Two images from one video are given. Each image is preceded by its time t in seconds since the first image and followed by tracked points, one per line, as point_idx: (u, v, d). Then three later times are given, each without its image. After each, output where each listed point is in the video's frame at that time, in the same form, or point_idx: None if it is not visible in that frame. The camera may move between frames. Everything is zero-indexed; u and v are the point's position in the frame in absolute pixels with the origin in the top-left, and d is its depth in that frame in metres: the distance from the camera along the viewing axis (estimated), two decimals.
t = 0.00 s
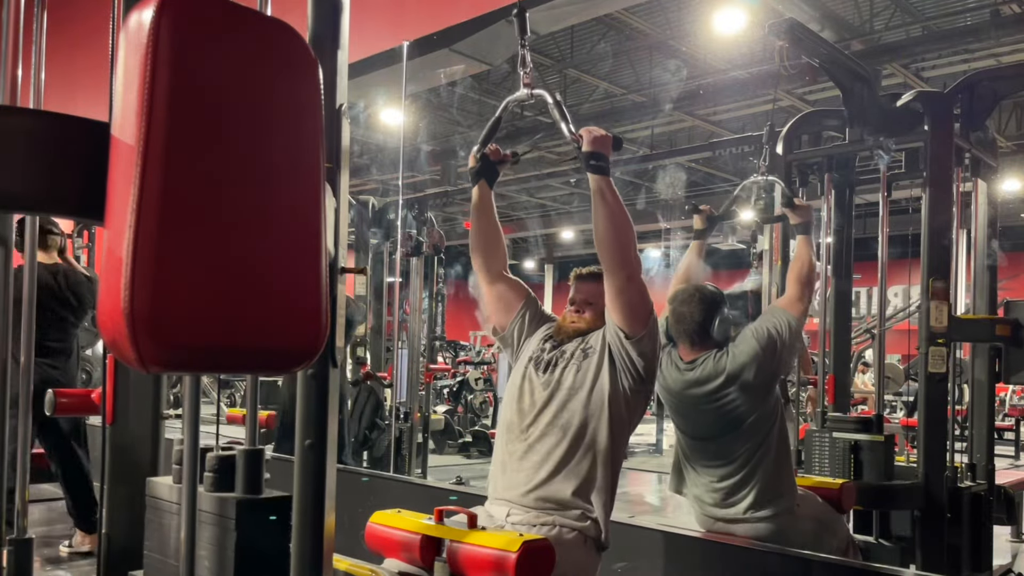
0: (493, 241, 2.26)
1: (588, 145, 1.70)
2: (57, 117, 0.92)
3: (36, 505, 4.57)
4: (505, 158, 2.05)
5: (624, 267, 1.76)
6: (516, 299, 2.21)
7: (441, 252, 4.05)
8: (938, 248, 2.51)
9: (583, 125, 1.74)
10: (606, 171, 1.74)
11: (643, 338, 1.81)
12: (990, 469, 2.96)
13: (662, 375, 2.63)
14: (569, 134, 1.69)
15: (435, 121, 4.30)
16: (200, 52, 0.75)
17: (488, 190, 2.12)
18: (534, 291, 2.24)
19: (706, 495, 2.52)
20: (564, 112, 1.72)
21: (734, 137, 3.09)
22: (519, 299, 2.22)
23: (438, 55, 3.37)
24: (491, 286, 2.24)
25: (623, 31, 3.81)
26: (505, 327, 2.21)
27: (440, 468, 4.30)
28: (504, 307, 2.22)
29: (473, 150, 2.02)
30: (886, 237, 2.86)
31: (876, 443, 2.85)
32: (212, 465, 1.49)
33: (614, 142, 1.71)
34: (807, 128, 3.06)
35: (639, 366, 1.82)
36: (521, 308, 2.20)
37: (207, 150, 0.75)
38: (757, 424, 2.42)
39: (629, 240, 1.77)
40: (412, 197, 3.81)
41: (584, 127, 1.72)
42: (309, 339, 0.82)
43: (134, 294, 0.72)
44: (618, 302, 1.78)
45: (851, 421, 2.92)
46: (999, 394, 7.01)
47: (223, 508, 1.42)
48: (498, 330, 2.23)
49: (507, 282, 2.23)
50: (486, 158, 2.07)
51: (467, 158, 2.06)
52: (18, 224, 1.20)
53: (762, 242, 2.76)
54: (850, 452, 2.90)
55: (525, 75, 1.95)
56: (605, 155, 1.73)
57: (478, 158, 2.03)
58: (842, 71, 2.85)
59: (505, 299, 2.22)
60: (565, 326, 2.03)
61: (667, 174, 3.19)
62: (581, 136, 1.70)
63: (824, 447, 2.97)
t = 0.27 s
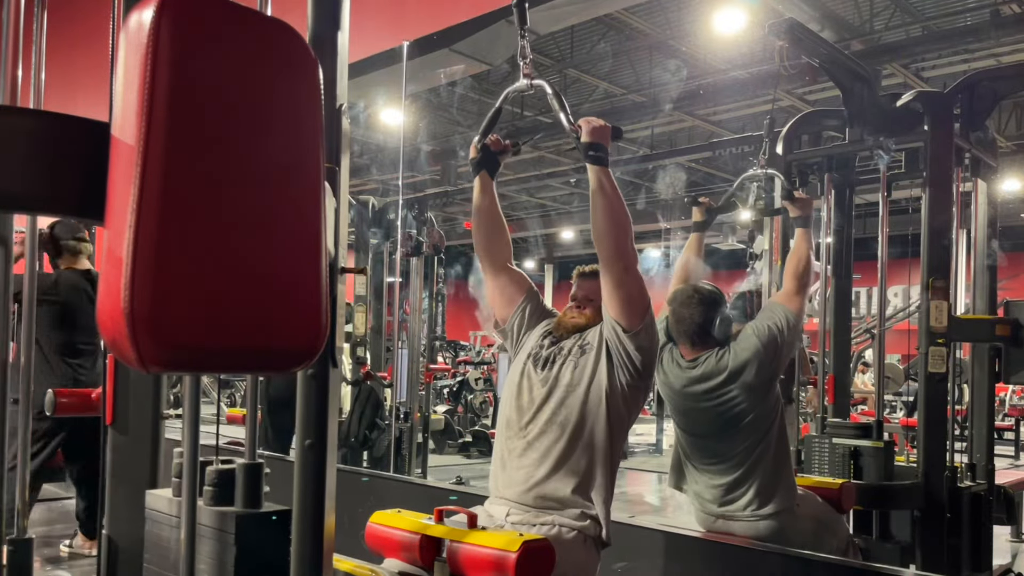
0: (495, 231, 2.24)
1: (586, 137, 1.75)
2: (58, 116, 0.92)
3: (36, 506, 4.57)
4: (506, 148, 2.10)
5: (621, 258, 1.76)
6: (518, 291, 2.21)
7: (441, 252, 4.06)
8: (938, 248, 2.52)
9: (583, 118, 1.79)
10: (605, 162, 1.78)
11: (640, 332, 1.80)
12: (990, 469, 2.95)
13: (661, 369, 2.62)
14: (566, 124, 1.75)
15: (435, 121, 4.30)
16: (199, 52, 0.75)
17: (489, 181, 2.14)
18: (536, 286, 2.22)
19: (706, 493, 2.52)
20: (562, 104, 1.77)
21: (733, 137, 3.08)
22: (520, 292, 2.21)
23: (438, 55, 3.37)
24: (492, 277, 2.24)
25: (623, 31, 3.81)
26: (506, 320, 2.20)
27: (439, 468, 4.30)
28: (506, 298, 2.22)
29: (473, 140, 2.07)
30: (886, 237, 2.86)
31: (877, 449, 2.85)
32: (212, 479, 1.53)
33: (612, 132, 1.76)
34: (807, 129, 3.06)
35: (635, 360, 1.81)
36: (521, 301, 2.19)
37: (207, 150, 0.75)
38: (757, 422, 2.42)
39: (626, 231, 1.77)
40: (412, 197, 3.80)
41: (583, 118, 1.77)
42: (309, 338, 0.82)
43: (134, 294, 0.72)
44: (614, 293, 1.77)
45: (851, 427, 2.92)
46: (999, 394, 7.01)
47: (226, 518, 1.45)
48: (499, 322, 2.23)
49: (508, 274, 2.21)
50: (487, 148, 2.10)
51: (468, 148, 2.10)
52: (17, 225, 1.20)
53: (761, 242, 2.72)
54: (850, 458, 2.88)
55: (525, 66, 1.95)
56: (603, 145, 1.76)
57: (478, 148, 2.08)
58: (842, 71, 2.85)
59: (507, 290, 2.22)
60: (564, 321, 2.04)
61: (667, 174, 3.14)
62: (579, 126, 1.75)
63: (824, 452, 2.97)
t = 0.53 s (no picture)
0: (501, 228, 2.22)
1: (587, 127, 1.75)
2: (58, 116, 0.92)
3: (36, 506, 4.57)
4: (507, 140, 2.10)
5: (619, 251, 1.76)
6: (522, 288, 2.20)
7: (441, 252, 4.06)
8: (938, 248, 2.52)
9: (581, 108, 1.79)
10: (605, 154, 1.79)
11: (639, 326, 1.81)
12: (990, 469, 2.95)
13: (663, 366, 2.63)
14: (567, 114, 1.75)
15: (434, 121, 4.00)
16: (199, 54, 0.75)
17: (491, 174, 2.13)
18: (540, 282, 2.22)
19: (705, 491, 2.52)
20: (562, 94, 1.77)
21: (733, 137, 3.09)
22: (523, 288, 2.20)
23: (438, 55, 3.37)
24: (495, 271, 2.23)
25: (623, 31, 3.81)
26: (509, 316, 2.21)
27: (439, 468, 4.30)
28: (509, 293, 2.21)
29: (474, 132, 2.06)
30: (886, 237, 2.87)
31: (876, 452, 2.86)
32: (211, 490, 1.52)
33: (611, 124, 1.76)
34: (807, 129, 3.07)
35: (633, 353, 1.82)
36: (525, 297, 2.19)
37: (207, 150, 0.75)
38: (758, 420, 2.44)
39: (624, 223, 1.79)
40: (411, 197, 3.81)
41: (583, 109, 1.77)
42: (309, 339, 0.82)
43: (135, 295, 0.72)
44: (612, 286, 1.78)
45: (849, 432, 2.98)
46: (999, 394, 7.00)
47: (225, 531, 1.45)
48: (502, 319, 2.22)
49: (514, 270, 2.19)
50: (488, 140, 2.10)
51: (469, 142, 2.09)
52: (18, 225, 1.20)
53: (761, 242, 2.75)
54: (850, 462, 2.91)
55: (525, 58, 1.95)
56: (603, 137, 1.77)
57: (480, 141, 2.07)
58: (842, 71, 2.86)
59: (510, 286, 2.21)
60: (565, 318, 2.04)
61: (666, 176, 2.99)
62: (579, 118, 1.75)
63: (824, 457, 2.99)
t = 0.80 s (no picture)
0: (503, 227, 2.24)
1: (586, 122, 1.80)
2: (57, 117, 0.92)
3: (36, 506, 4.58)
4: (506, 135, 2.15)
5: (615, 246, 1.78)
6: (521, 286, 2.18)
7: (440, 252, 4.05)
8: (938, 247, 2.52)
9: (581, 103, 1.84)
10: (604, 148, 1.82)
11: (635, 322, 1.82)
12: (990, 469, 2.95)
13: (664, 366, 2.62)
14: (566, 108, 1.79)
15: (435, 121, 3.78)
16: (199, 54, 0.75)
17: (492, 169, 2.19)
18: (540, 282, 2.20)
19: (705, 490, 2.51)
20: (562, 88, 1.82)
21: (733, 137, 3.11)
22: (523, 286, 2.18)
23: (438, 55, 3.38)
24: (496, 267, 2.22)
25: (623, 31, 3.83)
26: (508, 313, 2.19)
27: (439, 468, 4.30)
28: (509, 290, 2.19)
29: (475, 127, 2.11)
30: (886, 237, 2.92)
31: (876, 456, 2.90)
32: (211, 499, 1.52)
33: (611, 118, 1.81)
34: (807, 129, 3.07)
35: (629, 350, 1.83)
36: (523, 295, 2.17)
37: (208, 149, 0.75)
38: (759, 418, 2.41)
39: (621, 219, 1.81)
40: (412, 197, 3.79)
41: (583, 105, 1.81)
42: (309, 339, 0.82)
43: (135, 295, 0.72)
44: (608, 279, 1.78)
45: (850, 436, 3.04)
46: (999, 393, 6.99)
47: (225, 541, 1.45)
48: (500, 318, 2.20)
49: (514, 267, 2.18)
50: (487, 134, 2.16)
51: (469, 136, 2.15)
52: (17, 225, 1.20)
53: (762, 241, 2.77)
54: (850, 465, 2.96)
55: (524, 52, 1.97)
56: (603, 132, 1.80)
57: (480, 134, 2.12)
58: (842, 71, 2.86)
59: (510, 284, 2.19)
60: (563, 316, 2.04)
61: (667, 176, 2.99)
62: (578, 111, 1.80)
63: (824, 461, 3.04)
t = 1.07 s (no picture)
0: (506, 224, 2.24)
1: (586, 117, 1.81)
2: (57, 117, 0.92)
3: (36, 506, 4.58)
4: (505, 131, 2.15)
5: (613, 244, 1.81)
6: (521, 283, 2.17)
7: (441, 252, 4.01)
8: (938, 247, 2.53)
9: (581, 98, 1.84)
10: (604, 144, 1.82)
11: (632, 319, 1.83)
12: (990, 469, 2.95)
13: (667, 366, 2.61)
14: (566, 104, 1.81)
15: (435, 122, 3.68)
16: (199, 54, 0.75)
17: (493, 166, 2.18)
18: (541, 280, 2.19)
19: (705, 489, 2.50)
20: (561, 83, 1.83)
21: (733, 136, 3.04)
22: (523, 284, 2.18)
23: (438, 55, 3.39)
24: (498, 264, 2.22)
25: (623, 31, 3.72)
26: (509, 312, 2.17)
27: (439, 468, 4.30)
28: (509, 287, 2.18)
29: (474, 124, 2.12)
30: (886, 237, 2.95)
31: (875, 459, 2.93)
32: (211, 506, 1.53)
33: (611, 113, 1.81)
34: (807, 128, 3.07)
35: (626, 348, 1.84)
36: (522, 293, 2.16)
37: (208, 149, 0.75)
38: (759, 417, 2.41)
39: (620, 217, 1.83)
40: (411, 197, 3.79)
41: (583, 100, 1.82)
42: (309, 339, 0.82)
43: (135, 295, 0.72)
44: (607, 277, 1.81)
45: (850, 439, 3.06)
46: (999, 394, 6.97)
47: (225, 547, 1.46)
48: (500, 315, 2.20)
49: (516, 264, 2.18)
50: (488, 131, 2.16)
51: (469, 132, 2.16)
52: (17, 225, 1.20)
53: (762, 241, 2.74)
54: (849, 467, 3.00)
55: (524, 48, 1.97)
56: (603, 127, 1.81)
57: (479, 131, 2.13)
58: (842, 71, 2.87)
59: (510, 281, 2.19)
60: (564, 316, 2.05)
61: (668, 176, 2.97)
62: (579, 106, 1.80)
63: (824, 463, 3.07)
